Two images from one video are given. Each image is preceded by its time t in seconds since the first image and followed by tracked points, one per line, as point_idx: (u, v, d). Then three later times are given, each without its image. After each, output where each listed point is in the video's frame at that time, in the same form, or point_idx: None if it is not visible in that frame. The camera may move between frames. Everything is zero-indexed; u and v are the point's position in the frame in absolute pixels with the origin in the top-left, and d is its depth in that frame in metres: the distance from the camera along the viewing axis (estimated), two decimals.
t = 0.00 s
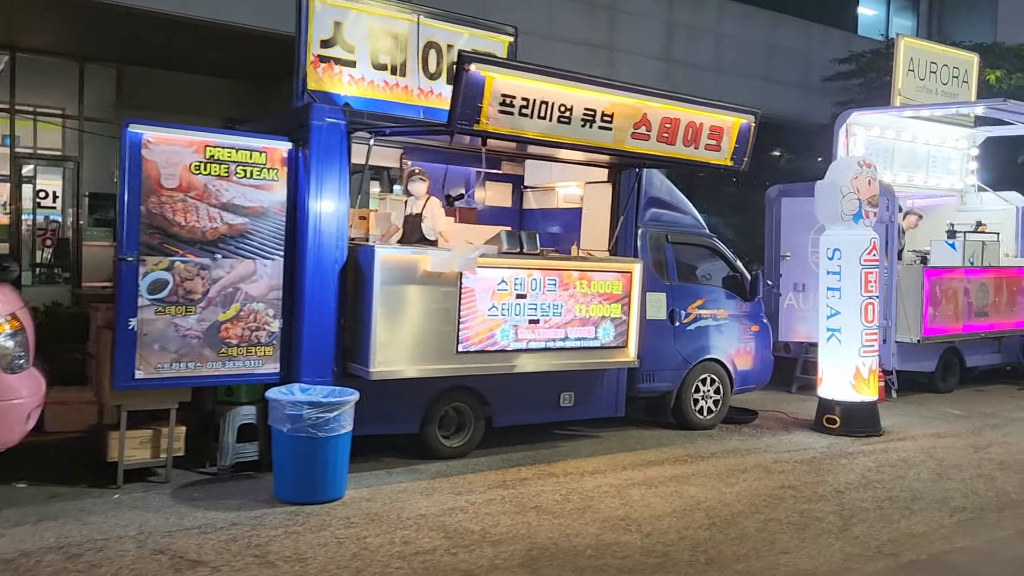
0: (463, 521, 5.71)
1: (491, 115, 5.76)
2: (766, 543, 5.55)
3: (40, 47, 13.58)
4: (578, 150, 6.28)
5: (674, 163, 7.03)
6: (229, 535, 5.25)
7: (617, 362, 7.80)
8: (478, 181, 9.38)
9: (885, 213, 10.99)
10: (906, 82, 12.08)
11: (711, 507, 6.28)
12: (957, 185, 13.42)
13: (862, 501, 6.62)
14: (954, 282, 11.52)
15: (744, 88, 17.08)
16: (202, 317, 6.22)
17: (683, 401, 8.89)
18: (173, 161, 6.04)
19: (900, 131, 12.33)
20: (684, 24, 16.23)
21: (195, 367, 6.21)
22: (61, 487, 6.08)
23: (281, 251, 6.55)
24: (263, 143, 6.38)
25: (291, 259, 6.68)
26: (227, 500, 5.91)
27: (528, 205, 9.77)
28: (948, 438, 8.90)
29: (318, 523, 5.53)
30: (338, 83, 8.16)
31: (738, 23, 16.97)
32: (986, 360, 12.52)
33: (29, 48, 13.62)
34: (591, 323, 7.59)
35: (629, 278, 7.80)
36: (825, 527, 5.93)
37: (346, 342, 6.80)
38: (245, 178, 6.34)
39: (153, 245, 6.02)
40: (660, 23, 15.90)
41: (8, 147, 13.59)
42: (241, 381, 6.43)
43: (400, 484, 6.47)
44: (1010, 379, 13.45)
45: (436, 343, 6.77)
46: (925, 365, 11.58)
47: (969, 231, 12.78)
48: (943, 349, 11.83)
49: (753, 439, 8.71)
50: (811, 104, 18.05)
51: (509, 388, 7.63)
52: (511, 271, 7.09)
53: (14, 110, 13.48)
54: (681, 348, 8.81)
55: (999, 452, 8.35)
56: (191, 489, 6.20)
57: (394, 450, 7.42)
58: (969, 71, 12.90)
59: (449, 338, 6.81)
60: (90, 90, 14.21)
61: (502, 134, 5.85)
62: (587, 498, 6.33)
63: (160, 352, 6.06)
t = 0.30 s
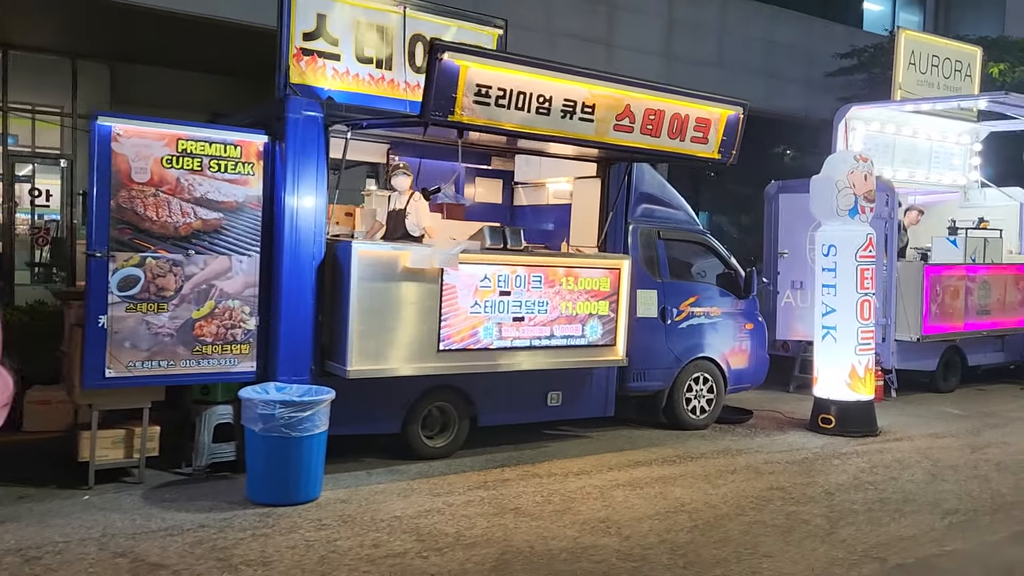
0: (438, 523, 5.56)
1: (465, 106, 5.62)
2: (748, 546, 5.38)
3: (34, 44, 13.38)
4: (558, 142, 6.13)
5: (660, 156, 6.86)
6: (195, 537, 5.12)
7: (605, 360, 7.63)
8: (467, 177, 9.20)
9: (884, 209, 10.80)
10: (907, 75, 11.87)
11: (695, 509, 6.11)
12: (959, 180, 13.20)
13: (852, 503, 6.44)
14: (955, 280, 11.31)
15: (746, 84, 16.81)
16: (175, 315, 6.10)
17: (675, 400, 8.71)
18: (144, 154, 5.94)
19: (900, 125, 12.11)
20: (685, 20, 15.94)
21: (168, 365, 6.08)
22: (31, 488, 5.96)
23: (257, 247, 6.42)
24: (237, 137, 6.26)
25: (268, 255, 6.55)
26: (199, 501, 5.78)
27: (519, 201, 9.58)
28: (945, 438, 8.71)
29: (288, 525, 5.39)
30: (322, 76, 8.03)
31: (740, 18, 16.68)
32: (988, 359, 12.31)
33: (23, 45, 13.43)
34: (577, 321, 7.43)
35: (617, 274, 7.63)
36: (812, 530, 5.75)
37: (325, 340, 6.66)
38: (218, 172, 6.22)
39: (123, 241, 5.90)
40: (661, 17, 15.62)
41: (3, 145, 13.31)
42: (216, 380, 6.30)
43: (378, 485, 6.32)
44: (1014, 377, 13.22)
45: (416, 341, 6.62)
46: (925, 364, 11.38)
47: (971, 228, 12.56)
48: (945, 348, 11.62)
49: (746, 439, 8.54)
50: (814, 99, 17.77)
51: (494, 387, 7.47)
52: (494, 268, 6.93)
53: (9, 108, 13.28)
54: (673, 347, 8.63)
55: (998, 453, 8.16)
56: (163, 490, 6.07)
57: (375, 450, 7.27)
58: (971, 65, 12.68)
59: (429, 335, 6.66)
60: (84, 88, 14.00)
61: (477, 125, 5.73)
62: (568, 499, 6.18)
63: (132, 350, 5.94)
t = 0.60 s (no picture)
0: (417, 531, 5.45)
1: (444, 104, 5.51)
2: (736, 556, 5.24)
3: (31, 43, 13.20)
4: (542, 141, 6.01)
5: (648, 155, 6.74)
6: (166, 545, 5.01)
7: (595, 363, 7.49)
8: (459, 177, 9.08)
9: (885, 209, 10.61)
10: (910, 73, 11.67)
11: (683, 516, 5.97)
12: (963, 180, 12.99)
13: (845, 510, 6.29)
14: (958, 281, 11.12)
15: (749, 84, 16.59)
16: (152, 317, 6.00)
17: (669, 403, 8.56)
18: (120, 154, 5.84)
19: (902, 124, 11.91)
20: (688, 19, 15.69)
21: (145, 368, 5.98)
22: (8, 493, 5.88)
23: (237, 249, 6.31)
24: (216, 136, 6.15)
25: (248, 256, 6.45)
26: (174, 507, 5.68)
27: (511, 201, 9.45)
28: (945, 443, 8.54)
29: (263, 532, 5.28)
30: (309, 74, 7.91)
31: (744, 16, 16.42)
32: (992, 362, 12.12)
33: (20, 44, 13.26)
34: (566, 323, 7.29)
35: (608, 276, 7.50)
36: (802, 539, 5.60)
37: (307, 342, 6.55)
38: (197, 172, 6.11)
39: (99, 241, 5.81)
40: (664, 16, 15.38)
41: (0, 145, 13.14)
42: (195, 382, 6.20)
43: (360, 490, 6.20)
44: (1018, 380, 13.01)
45: (399, 344, 6.51)
46: (927, 366, 11.20)
47: (975, 228, 12.36)
48: (947, 350, 11.43)
49: (740, 443, 8.38)
50: (818, 97, 17.55)
51: (481, 390, 7.34)
52: (480, 269, 6.80)
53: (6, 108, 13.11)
54: (667, 349, 8.48)
55: (998, 458, 7.99)
56: (140, 495, 5.96)
57: (360, 455, 7.15)
58: (976, 62, 12.50)
59: (413, 338, 6.55)
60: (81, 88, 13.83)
61: (457, 124, 5.62)
62: (553, 506, 6.05)
63: (108, 353, 5.85)
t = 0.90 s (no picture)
0: (396, 540, 5.30)
1: (425, 100, 5.39)
2: (725, 568, 5.06)
3: (29, 45, 13.05)
4: (528, 140, 5.88)
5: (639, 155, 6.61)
6: (137, 553, 4.88)
7: (588, 368, 7.33)
8: (452, 179, 9.02)
9: (889, 212, 10.41)
10: (916, 73, 11.47)
11: (673, 526, 5.80)
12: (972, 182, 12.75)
13: (843, 521, 6.10)
14: (965, 285, 10.89)
15: (754, 85, 16.40)
16: (131, 319, 5.87)
17: (665, 409, 8.39)
18: (98, 152, 5.70)
19: (908, 124, 11.72)
20: (692, 19, 15.53)
21: (124, 371, 5.85)
22: None
23: (218, 249, 6.18)
24: (197, 135, 6.02)
25: (230, 258, 6.31)
26: (150, 513, 5.55)
27: (506, 204, 9.31)
28: (950, 451, 8.32)
29: (238, 540, 5.15)
30: (298, 73, 7.83)
31: (749, 16, 16.24)
32: (1001, 368, 11.86)
33: (18, 45, 13.12)
34: (557, 326, 7.14)
35: (601, 278, 7.34)
36: (796, 550, 5.42)
37: (290, 345, 6.42)
38: (178, 171, 5.98)
39: (76, 242, 5.68)
40: (667, 16, 15.22)
41: None
42: (175, 386, 6.06)
43: (342, 498, 6.07)
44: None
45: (385, 347, 6.37)
46: (934, 372, 10.96)
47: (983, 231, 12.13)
48: (955, 356, 11.19)
49: (739, 450, 8.20)
50: (824, 99, 17.33)
51: (470, 395, 7.19)
52: (467, 271, 6.67)
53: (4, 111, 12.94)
54: (663, 354, 8.31)
55: (1004, 467, 7.77)
56: (117, 501, 5.84)
57: (346, 461, 7.01)
58: (985, 62, 12.26)
59: (399, 341, 6.41)
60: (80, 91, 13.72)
61: (439, 121, 5.50)
62: (540, 515, 5.89)
63: (84, 356, 5.72)
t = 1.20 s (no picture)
0: (375, 553, 5.13)
1: (404, 99, 5.24)
2: None
3: (24, 48, 12.64)
4: (513, 140, 5.73)
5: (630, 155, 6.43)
6: (104, 567, 4.73)
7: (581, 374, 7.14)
8: (447, 181, 8.83)
9: (894, 214, 10.17)
10: (921, 73, 11.25)
11: (664, 539, 5.60)
12: (979, 184, 12.50)
13: (841, 534, 5.89)
14: (972, 289, 10.65)
15: (758, 86, 16.17)
16: (107, 324, 5.72)
17: (662, 416, 8.18)
18: (73, 154, 5.57)
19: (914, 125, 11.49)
20: (694, 19, 15.31)
21: (99, 378, 5.70)
22: None
23: (198, 253, 6.02)
24: (176, 135, 5.87)
25: (211, 261, 6.15)
26: (124, 524, 5.40)
27: (502, 206, 9.14)
28: (955, 460, 8.09)
29: (211, 554, 4.98)
30: (286, 74, 7.69)
31: (754, 17, 16.02)
32: (1010, 374, 11.61)
33: (13, 49, 12.73)
34: (549, 332, 6.95)
35: (594, 282, 7.15)
36: (790, 565, 5.22)
37: (272, 350, 6.25)
38: (155, 173, 5.83)
39: (50, 245, 5.55)
40: (670, 16, 15.02)
41: None
42: (152, 393, 5.91)
43: (324, 508, 5.90)
44: None
45: (368, 353, 6.20)
46: (941, 378, 10.71)
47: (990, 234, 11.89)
48: (963, 362, 10.94)
49: (737, 458, 7.99)
50: (830, 100, 17.09)
51: (460, 402, 7.02)
52: (455, 275, 6.48)
53: None
54: (660, 360, 8.11)
55: (1011, 477, 7.53)
56: (93, 511, 5.69)
57: (331, 469, 6.83)
58: (992, 62, 12.00)
59: (384, 347, 6.24)
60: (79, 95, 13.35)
61: (419, 121, 5.35)
62: (526, 527, 5.70)
63: (58, 363, 5.57)
